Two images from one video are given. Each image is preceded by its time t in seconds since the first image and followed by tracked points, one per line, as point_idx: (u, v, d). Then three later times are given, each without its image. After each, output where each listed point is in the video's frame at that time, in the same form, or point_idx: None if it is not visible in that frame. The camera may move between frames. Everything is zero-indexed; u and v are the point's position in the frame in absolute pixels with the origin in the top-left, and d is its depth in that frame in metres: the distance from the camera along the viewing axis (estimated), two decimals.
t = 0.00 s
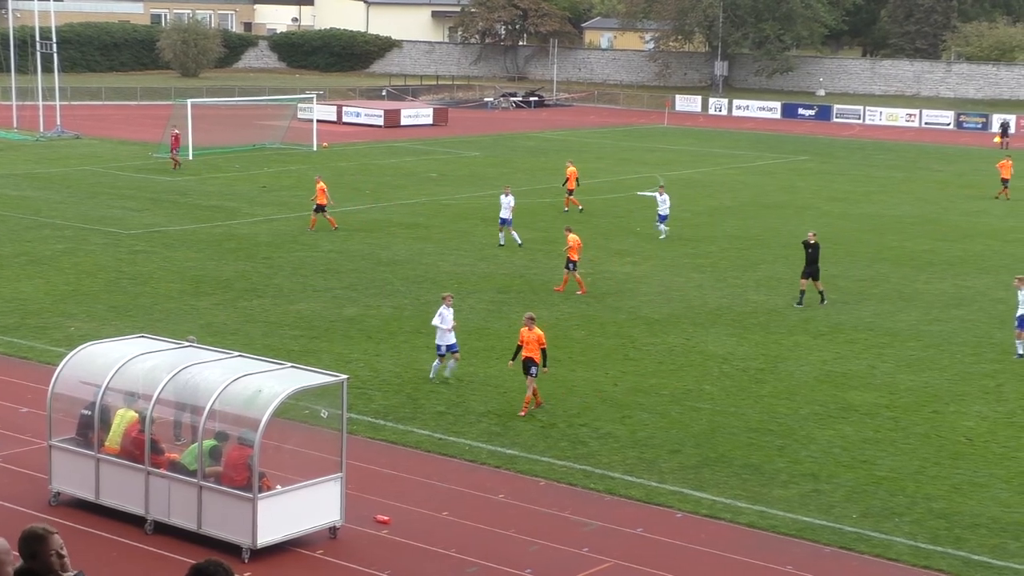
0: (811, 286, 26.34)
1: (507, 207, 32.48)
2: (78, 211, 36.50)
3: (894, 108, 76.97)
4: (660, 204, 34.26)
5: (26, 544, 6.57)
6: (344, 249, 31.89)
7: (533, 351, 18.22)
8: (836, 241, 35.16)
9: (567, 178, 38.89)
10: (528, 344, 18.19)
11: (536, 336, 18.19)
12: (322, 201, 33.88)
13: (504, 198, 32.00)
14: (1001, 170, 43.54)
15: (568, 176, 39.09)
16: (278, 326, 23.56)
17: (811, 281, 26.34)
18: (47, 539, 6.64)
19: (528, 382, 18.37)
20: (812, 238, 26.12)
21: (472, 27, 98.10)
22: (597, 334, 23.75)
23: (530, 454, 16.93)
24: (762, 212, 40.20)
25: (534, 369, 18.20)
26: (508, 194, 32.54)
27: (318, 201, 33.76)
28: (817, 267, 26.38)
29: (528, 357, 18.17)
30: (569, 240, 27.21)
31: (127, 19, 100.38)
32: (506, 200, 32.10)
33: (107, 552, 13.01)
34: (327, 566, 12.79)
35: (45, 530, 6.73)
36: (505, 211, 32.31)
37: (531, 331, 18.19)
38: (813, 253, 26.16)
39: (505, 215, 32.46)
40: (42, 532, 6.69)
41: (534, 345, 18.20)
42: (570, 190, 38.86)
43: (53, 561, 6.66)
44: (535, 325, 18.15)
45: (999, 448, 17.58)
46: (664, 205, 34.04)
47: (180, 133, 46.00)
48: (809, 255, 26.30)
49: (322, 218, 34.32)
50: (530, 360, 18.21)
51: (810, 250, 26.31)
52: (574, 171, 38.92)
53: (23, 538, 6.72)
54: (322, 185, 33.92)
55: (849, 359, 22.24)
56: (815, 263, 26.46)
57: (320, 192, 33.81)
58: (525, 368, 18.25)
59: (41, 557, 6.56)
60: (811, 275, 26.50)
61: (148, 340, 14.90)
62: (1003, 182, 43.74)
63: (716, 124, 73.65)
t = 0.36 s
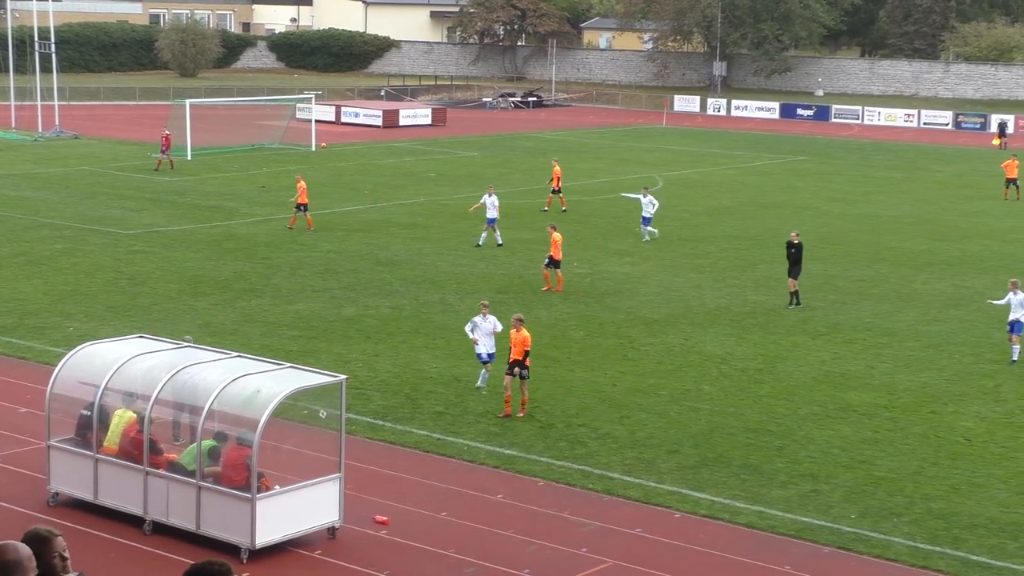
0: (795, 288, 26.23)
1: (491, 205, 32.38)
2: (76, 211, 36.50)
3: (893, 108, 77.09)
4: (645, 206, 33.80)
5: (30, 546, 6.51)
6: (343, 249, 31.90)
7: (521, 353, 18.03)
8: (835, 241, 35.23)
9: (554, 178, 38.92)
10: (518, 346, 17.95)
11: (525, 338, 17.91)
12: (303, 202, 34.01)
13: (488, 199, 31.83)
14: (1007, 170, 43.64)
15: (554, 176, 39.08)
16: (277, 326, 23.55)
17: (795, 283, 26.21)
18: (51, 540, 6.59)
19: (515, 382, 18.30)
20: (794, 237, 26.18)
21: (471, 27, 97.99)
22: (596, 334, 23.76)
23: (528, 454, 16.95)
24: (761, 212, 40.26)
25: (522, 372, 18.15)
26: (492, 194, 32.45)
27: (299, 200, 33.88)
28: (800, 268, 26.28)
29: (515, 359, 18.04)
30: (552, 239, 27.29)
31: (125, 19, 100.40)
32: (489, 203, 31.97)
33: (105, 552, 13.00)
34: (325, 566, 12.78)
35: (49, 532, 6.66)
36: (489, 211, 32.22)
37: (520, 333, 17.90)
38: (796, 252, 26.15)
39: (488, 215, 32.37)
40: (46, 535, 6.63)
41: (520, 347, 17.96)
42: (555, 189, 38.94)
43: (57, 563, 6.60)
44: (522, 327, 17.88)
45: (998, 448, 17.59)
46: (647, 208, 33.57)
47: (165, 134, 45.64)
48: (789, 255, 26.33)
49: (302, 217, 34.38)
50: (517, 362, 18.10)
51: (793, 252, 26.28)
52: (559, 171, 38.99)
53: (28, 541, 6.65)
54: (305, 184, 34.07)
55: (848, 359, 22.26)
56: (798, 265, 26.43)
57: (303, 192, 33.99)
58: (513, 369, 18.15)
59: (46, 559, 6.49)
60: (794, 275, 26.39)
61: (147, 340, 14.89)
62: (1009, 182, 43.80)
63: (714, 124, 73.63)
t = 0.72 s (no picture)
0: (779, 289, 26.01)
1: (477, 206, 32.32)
2: (75, 211, 36.54)
3: (892, 108, 77.18)
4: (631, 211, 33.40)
5: (29, 546, 6.62)
6: (341, 250, 31.92)
7: (512, 355, 18.05)
8: (834, 241, 35.29)
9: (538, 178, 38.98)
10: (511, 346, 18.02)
11: (516, 339, 18.04)
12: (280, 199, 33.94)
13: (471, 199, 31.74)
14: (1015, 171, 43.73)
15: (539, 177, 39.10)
16: (276, 326, 23.57)
17: (778, 286, 26.03)
18: (49, 539, 6.70)
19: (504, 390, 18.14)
20: (778, 237, 26.11)
21: (470, 28, 97.84)
22: (594, 334, 23.78)
23: (527, 455, 16.96)
24: (760, 212, 40.34)
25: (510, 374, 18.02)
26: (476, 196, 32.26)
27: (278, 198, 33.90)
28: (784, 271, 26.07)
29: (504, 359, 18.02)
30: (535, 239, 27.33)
31: (125, 19, 100.44)
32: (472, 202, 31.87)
33: (104, 553, 13.01)
34: (324, 567, 12.79)
35: (47, 531, 6.77)
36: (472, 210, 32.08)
37: (511, 334, 18.06)
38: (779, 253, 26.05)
39: (472, 216, 32.28)
40: (44, 533, 6.74)
41: (510, 348, 18.01)
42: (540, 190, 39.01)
43: (55, 561, 6.71)
44: (513, 328, 18.06)
45: (997, 448, 17.62)
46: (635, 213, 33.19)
47: (156, 134, 45.45)
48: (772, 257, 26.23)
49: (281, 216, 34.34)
50: (506, 365, 18.06)
51: (776, 254, 26.11)
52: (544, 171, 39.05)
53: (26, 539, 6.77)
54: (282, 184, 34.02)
55: (846, 359, 22.29)
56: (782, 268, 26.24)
57: (280, 192, 33.92)
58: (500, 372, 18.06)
59: (44, 556, 6.60)
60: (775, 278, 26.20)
61: (145, 341, 14.90)
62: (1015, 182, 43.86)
63: (714, 125, 73.66)
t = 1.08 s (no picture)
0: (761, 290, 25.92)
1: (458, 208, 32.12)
2: (74, 211, 36.54)
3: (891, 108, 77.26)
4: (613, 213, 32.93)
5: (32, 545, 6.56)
6: (341, 250, 31.93)
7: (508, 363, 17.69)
8: (834, 241, 35.34)
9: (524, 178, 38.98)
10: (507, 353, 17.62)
11: (512, 345, 17.64)
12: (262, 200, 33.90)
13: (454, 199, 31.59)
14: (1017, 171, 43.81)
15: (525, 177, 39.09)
16: (275, 327, 23.57)
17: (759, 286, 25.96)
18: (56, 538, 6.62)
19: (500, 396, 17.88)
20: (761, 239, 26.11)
21: (469, 28, 97.69)
22: (594, 335, 23.78)
23: (527, 455, 16.96)
24: (759, 212, 40.38)
25: (504, 381, 17.75)
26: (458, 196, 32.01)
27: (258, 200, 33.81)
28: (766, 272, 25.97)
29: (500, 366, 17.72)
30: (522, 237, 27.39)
31: (123, 19, 100.48)
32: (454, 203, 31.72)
33: (103, 553, 13.00)
34: (323, 567, 12.78)
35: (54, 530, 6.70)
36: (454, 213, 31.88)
37: (509, 339, 17.65)
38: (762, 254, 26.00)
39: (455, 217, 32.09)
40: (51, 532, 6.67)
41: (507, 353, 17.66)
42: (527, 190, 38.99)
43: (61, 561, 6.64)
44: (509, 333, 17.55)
45: (997, 448, 17.62)
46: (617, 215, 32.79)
47: (149, 136, 45.28)
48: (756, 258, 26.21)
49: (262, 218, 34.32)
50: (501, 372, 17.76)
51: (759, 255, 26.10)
52: (530, 171, 39.08)
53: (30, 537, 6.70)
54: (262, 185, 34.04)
55: (846, 360, 22.30)
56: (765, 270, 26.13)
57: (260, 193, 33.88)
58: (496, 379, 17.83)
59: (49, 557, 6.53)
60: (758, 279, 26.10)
61: (144, 341, 14.89)
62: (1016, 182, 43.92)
63: (713, 125, 73.66)
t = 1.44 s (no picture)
0: (740, 291, 26.00)
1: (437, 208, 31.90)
2: (73, 211, 36.57)
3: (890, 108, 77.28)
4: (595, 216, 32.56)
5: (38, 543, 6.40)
6: (339, 250, 31.95)
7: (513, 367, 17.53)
8: (833, 241, 35.38)
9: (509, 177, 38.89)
10: (511, 355, 17.51)
11: (519, 346, 17.49)
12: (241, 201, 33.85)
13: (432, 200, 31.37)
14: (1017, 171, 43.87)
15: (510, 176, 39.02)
16: (274, 327, 23.57)
17: (741, 287, 26.01)
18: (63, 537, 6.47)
19: (509, 399, 17.88)
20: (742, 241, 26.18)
21: (468, 28, 97.61)
22: (593, 335, 23.78)
23: (526, 455, 16.96)
24: (759, 213, 40.43)
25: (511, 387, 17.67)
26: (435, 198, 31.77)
27: (237, 200, 33.78)
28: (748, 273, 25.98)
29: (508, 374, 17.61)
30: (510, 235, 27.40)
31: (123, 19, 100.59)
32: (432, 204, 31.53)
33: (102, 553, 13.00)
34: (322, 568, 12.78)
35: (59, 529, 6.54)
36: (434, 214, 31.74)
37: (515, 340, 17.52)
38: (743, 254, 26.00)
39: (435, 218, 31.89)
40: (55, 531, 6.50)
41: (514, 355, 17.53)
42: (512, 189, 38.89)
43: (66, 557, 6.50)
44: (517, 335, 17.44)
45: (995, 448, 17.63)
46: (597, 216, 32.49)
47: (141, 135, 45.04)
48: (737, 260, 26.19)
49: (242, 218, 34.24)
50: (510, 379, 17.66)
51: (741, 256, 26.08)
52: (516, 170, 39.08)
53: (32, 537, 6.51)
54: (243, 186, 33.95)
55: (845, 360, 22.32)
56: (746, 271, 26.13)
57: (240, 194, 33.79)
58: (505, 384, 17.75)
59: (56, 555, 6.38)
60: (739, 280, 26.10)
61: (142, 341, 14.88)
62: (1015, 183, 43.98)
63: (711, 126, 73.71)
